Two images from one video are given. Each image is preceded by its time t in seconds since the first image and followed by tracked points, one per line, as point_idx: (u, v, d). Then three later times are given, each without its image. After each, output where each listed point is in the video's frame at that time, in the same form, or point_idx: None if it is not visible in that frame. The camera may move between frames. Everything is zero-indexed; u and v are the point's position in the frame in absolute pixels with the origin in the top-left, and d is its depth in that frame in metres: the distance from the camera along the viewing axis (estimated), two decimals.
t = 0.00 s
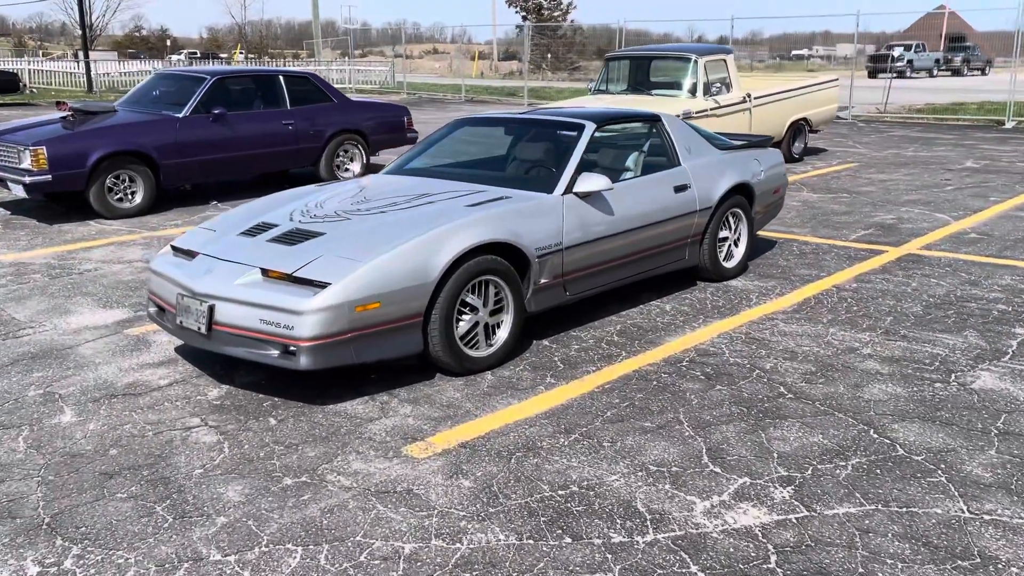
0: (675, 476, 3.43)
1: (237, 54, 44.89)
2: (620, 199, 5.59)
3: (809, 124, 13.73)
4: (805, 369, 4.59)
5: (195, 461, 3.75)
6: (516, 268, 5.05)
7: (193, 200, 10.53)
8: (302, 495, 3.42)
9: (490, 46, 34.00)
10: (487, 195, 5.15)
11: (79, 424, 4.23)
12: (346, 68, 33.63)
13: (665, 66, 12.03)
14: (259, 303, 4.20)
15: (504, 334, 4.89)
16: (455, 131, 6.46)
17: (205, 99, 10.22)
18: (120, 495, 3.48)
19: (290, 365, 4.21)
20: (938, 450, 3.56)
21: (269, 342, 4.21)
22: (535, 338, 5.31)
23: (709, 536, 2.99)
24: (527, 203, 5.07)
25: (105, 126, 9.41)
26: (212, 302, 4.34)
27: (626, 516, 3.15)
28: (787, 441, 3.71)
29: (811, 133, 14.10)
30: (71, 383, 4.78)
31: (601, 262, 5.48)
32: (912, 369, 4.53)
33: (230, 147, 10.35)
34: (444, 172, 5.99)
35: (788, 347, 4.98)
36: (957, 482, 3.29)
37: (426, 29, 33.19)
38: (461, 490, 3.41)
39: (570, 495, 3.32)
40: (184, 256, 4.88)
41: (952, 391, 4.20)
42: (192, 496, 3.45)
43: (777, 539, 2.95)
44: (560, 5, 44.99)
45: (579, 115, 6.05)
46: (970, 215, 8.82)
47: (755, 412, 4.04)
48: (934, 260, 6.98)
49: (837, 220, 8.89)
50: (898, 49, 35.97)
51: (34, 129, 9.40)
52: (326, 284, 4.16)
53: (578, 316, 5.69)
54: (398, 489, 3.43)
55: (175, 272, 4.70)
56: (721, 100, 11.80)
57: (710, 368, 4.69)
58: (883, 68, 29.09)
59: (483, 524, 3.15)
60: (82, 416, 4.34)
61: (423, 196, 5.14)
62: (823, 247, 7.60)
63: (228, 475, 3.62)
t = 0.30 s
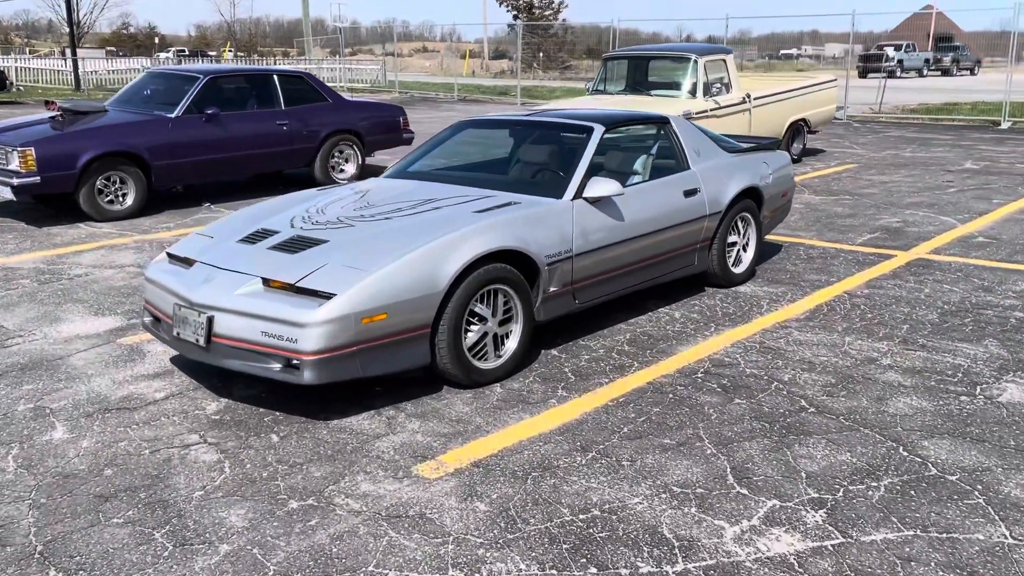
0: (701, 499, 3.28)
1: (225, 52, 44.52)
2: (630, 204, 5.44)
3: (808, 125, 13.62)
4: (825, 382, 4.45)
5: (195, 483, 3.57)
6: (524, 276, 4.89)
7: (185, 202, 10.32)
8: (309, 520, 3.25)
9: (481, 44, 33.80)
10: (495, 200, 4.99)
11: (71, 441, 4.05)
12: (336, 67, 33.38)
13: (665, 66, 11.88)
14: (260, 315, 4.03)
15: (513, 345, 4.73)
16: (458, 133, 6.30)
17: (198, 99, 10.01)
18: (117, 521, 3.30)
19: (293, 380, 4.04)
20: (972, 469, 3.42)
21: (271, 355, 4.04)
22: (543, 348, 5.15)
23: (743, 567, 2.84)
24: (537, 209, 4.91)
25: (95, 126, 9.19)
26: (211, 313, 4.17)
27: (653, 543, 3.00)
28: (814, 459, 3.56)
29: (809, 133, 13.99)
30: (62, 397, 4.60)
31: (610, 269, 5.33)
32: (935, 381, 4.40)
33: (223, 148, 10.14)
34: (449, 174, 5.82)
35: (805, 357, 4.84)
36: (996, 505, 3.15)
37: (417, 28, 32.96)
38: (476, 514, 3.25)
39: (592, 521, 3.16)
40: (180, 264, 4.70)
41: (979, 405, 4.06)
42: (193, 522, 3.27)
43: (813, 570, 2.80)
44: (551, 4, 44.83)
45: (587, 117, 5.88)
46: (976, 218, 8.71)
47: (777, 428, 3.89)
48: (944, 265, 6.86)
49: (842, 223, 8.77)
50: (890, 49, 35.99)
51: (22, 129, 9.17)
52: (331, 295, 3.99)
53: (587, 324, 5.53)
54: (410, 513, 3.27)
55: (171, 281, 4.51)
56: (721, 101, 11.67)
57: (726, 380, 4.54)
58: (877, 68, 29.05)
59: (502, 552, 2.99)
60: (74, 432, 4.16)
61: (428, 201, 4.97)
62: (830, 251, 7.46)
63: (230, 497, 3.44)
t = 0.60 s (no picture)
0: (728, 512, 3.16)
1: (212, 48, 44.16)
2: (640, 204, 5.32)
3: (805, 123, 13.56)
4: (844, 387, 4.35)
5: (200, 497, 3.43)
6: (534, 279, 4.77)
7: (177, 201, 10.13)
8: (321, 537, 3.12)
9: (471, 41, 33.62)
10: (504, 201, 4.86)
11: (69, 453, 3.89)
12: (325, 64, 33.12)
13: (662, 64, 11.75)
14: (265, 321, 3.89)
15: (523, 350, 4.61)
16: (461, 132, 6.16)
17: (190, 96, 9.82)
18: (119, 539, 3.16)
19: (300, 388, 3.90)
20: (1005, 479, 3.33)
21: (277, 362, 3.90)
22: (552, 352, 5.03)
23: None
24: (547, 210, 4.78)
25: (84, 124, 8.99)
26: (213, 319, 4.02)
27: (683, 560, 2.88)
28: (841, 469, 3.45)
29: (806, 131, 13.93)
30: (58, 405, 4.44)
31: (620, 271, 5.21)
32: (956, 386, 4.31)
33: (216, 146, 9.96)
34: (453, 173, 5.69)
35: (821, 361, 4.74)
36: None
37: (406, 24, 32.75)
38: (496, 530, 3.12)
39: (618, 536, 3.04)
40: (179, 267, 4.54)
41: (1004, 411, 3.97)
42: (199, 539, 3.13)
43: None
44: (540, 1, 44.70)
45: (594, 115, 5.76)
46: (980, 217, 8.64)
47: (799, 436, 3.79)
48: (953, 265, 6.78)
49: (845, 222, 8.69)
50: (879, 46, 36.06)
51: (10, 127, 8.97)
52: (340, 301, 3.86)
53: (595, 328, 5.42)
54: (427, 529, 3.14)
55: (171, 285, 4.36)
56: (719, 99, 11.57)
57: (743, 385, 4.43)
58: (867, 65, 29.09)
59: (526, 571, 2.87)
60: (71, 443, 4.01)
61: (435, 202, 4.84)
62: (836, 251, 7.38)
63: (238, 513, 3.31)
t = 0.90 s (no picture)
0: (770, 518, 3.07)
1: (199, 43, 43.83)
2: (659, 200, 5.22)
3: (805, 118, 13.49)
4: (873, 387, 4.26)
5: (219, 505, 3.31)
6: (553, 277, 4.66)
7: (175, 198, 9.97)
8: (349, 547, 3.00)
9: (463, 36, 33.46)
10: (522, 197, 4.75)
11: (79, 458, 3.76)
12: (316, 59, 32.88)
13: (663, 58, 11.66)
14: (283, 321, 3.76)
15: (543, 350, 4.50)
16: (471, 126, 6.04)
17: (188, 90, 9.65)
18: (137, 550, 3.03)
19: (319, 390, 3.78)
20: None
21: (295, 364, 3.78)
22: (570, 352, 4.92)
23: None
24: (566, 206, 4.67)
25: (80, 120, 8.82)
26: (228, 319, 3.89)
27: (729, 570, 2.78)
28: (881, 473, 3.36)
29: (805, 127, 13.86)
30: (64, 408, 4.30)
31: (638, 268, 5.11)
32: (987, 386, 4.23)
33: (214, 141, 9.80)
34: (466, 169, 5.57)
35: (846, 361, 4.65)
36: None
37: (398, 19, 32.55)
38: (531, 538, 3.02)
39: (659, 545, 2.93)
40: (189, 266, 4.41)
41: None
42: (221, 550, 3.01)
43: None
44: None
45: (608, 109, 5.64)
46: (987, 213, 8.59)
47: (834, 438, 3.69)
48: (967, 262, 6.71)
49: (853, 218, 8.61)
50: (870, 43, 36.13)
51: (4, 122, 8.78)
52: (360, 300, 3.74)
53: (612, 327, 5.31)
54: (459, 538, 3.03)
55: (182, 284, 4.22)
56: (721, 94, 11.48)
57: (769, 385, 4.33)
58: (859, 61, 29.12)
59: None
60: (81, 448, 3.87)
61: (451, 198, 4.72)
62: (848, 247, 7.29)
63: (260, 522, 3.18)
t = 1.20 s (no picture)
0: (820, 533, 2.98)
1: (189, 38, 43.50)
2: (682, 201, 5.12)
3: (808, 115, 13.43)
4: (907, 392, 4.18)
5: (248, 520, 3.20)
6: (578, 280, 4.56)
7: (175, 197, 9.81)
8: (386, 565, 2.89)
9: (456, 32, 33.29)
10: (546, 199, 4.64)
11: (97, 471, 3.64)
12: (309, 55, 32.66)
13: (669, 54, 11.57)
14: (308, 329, 3.65)
15: (569, 355, 4.40)
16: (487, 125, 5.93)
17: (189, 88, 9.50)
18: (165, 569, 2.91)
19: (346, 400, 3.67)
20: None
21: (321, 372, 3.67)
22: (594, 357, 4.82)
23: None
24: (591, 208, 4.57)
25: (80, 117, 8.66)
26: (250, 326, 3.78)
27: None
28: (928, 484, 3.28)
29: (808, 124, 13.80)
30: (78, 418, 4.17)
31: (662, 270, 5.01)
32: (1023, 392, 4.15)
33: (215, 139, 9.65)
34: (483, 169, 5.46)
35: (875, 365, 4.56)
36: None
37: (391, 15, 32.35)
38: (575, 555, 2.92)
39: (709, 562, 2.84)
40: (207, 270, 4.28)
41: None
42: (253, 569, 2.90)
43: None
44: None
45: (628, 108, 5.52)
46: (999, 212, 8.53)
47: (874, 447, 3.61)
48: (985, 262, 6.64)
49: (864, 218, 8.53)
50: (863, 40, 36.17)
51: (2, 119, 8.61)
52: (389, 307, 3.63)
53: (634, 331, 5.22)
54: (500, 555, 2.93)
55: (200, 289, 4.10)
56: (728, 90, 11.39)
57: (801, 391, 4.25)
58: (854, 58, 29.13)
59: None
60: (98, 459, 3.75)
61: (474, 200, 4.61)
62: (863, 247, 7.22)
63: (292, 538, 3.08)
